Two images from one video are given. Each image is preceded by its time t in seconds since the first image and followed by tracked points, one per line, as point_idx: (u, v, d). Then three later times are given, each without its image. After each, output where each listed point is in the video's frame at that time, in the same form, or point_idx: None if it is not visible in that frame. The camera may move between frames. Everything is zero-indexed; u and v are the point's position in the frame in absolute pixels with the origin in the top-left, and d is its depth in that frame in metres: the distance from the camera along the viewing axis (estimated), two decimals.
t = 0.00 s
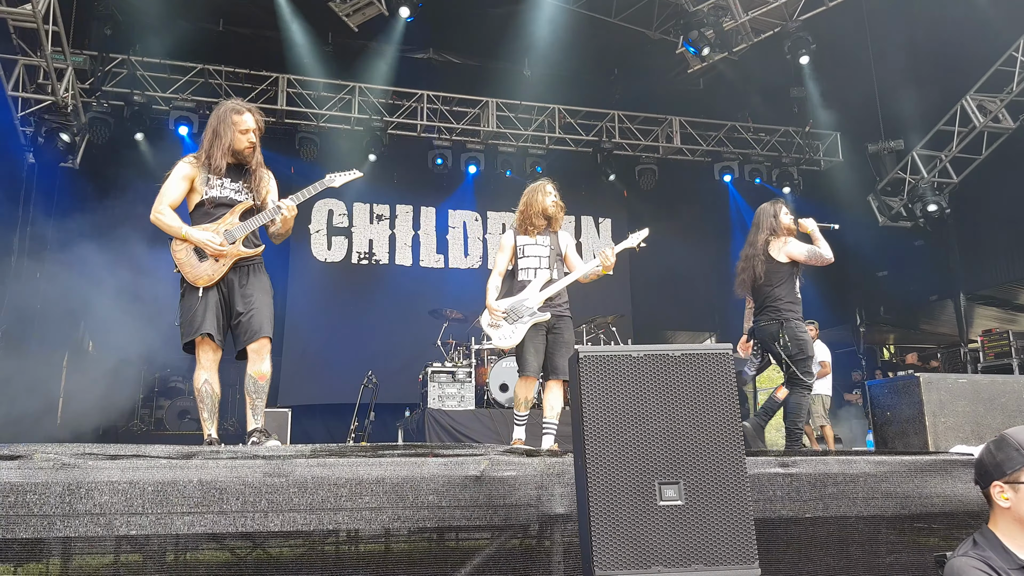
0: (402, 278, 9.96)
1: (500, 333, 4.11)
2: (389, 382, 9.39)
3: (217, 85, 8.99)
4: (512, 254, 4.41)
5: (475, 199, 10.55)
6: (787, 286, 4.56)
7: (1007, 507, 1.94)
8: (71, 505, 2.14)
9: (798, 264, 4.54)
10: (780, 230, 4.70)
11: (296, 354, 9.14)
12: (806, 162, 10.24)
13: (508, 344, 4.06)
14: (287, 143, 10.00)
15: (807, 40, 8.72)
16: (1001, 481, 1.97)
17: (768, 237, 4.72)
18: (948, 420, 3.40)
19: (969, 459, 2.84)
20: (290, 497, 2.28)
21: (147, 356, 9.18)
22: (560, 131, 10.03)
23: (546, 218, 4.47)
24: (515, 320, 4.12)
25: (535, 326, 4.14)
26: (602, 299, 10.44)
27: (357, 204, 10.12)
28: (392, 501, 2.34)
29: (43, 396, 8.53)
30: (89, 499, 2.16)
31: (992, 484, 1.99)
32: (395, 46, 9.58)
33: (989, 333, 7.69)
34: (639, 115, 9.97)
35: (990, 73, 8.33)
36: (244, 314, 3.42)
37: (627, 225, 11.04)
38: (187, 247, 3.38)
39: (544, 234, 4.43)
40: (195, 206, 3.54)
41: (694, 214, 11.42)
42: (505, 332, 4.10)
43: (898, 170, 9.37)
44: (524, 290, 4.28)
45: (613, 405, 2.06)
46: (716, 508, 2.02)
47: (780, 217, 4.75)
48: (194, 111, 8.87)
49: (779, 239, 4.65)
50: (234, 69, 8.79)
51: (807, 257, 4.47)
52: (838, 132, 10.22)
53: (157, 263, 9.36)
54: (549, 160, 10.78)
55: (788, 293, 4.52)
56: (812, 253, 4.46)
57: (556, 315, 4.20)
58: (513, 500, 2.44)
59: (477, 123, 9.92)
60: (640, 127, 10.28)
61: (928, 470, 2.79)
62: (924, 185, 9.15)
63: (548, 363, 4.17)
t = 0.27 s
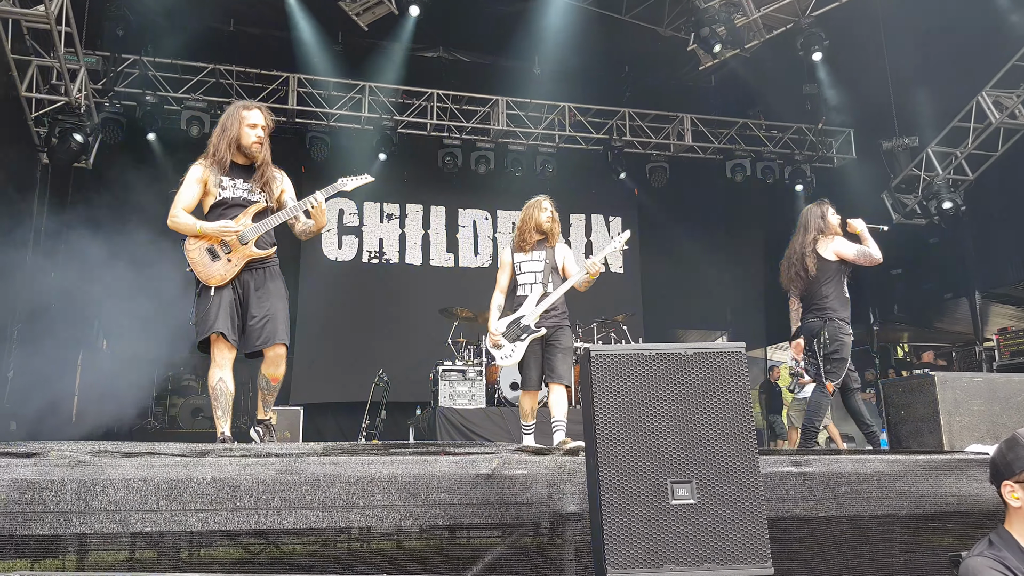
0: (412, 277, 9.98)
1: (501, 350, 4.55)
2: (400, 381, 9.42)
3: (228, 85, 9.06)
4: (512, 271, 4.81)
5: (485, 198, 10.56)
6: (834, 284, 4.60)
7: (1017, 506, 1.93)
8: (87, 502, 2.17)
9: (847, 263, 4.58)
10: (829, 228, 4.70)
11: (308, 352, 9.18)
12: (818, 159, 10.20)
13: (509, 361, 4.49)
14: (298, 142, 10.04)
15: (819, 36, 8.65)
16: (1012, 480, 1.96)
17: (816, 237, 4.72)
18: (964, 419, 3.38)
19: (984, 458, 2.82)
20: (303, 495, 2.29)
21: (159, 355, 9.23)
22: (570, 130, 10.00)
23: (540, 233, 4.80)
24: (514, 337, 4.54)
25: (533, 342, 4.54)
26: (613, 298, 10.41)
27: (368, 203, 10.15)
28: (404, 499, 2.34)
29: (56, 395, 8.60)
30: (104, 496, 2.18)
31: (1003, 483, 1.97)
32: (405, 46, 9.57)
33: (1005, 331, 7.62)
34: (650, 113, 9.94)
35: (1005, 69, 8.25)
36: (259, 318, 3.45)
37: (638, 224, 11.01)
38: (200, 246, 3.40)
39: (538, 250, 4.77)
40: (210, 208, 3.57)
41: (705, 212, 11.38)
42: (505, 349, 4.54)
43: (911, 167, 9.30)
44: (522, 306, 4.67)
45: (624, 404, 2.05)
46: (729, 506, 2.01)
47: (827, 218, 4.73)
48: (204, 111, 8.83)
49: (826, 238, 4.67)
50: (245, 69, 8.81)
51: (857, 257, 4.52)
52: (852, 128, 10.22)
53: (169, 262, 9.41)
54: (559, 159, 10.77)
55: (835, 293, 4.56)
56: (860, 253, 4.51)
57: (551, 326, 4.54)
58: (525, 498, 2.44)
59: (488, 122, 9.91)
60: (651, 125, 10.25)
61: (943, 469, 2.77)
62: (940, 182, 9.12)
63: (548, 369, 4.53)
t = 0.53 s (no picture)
0: (418, 278, 9.98)
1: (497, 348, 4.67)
2: (405, 381, 9.42)
3: (236, 85, 9.07)
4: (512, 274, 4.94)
5: (491, 199, 10.55)
6: (876, 287, 4.86)
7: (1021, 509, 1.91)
8: (90, 501, 2.17)
9: (889, 266, 4.86)
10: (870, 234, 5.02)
11: (313, 352, 9.19)
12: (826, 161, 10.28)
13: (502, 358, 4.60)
14: (305, 142, 10.06)
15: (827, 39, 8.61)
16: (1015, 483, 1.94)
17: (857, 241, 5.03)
18: (971, 422, 3.36)
19: (991, 461, 2.80)
20: (307, 495, 2.29)
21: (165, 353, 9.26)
22: (577, 131, 9.99)
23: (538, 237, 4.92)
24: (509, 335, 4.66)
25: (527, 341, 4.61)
26: (619, 299, 10.39)
27: (374, 203, 10.19)
28: (409, 500, 2.34)
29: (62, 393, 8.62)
30: (107, 495, 2.18)
31: (1006, 486, 1.96)
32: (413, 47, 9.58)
33: (1012, 335, 7.57)
34: (657, 113, 9.92)
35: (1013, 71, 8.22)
36: (272, 323, 3.45)
37: (645, 225, 11.00)
38: (220, 250, 3.40)
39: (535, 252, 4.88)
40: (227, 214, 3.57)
41: (711, 213, 11.36)
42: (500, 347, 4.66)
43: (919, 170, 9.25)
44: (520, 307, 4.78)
45: (629, 405, 2.04)
46: (734, 508, 2.00)
47: (869, 223, 5.05)
48: (212, 111, 8.88)
49: (868, 242, 4.96)
50: (254, 69, 8.83)
51: (898, 260, 4.77)
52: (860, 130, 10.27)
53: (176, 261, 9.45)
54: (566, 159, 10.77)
55: (875, 295, 4.81)
56: (901, 257, 4.76)
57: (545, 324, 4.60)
58: (529, 500, 2.44)
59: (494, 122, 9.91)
60: (658, 126, 10.24)
61: (950, 472, 2.75)
62: (947, 185, 9.06)
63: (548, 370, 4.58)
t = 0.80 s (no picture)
0: (417, 279, 10.00)
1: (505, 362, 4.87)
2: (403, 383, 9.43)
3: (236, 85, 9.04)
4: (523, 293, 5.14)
5: (491, 201, 10.57)
6: (905, 287, 4.77)
7: (1012, 513, 1.92)
8: (86, 502, 2.18)
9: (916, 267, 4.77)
10: (897, 234, 4.90)
11: (311, 353, 9.20)
12: (824, 165, 10.26)
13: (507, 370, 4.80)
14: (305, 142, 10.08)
15: (824, 44, 8.66)
16: (1008, 487, 1.96)
17: (884, 242, 4.92)
18: (966, 426, 3.38)
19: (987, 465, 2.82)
20: (305, 497, 2.31)
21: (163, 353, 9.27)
22: (577, 133, 10.01)
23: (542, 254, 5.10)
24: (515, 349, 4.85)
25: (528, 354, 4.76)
26: (618, 303, 10.41)
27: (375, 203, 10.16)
28: (408, 503, 2.36)
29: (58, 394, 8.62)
30: (102, 497, 2.20)
31: (999, 490, 1.97)
32: (415, 49, 9.67)
33: (1008, 339, 7.59)
34: (657, 117, 9.94)
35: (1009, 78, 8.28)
36: (283, 332, 3.48)
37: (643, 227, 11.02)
38: (235, 262, 3.42)
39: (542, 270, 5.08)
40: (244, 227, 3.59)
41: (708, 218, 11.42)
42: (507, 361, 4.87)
43: (915, 175, 9.30)
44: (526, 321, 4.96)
45: (628, 408, 2.06)
46: (734, 512, 2.02)
47: (895, 224, 4.94)
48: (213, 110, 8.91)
49: (895, 244, 4.86)
50: (254, 69, 8.83)
51: (925, 261, 4.71)
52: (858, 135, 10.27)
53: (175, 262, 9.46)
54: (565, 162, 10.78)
55: (904, 293, 4.74)
56: (929, 257, 4.69)
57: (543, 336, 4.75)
58: (528, 502, 2.46)
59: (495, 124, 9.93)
60: (657, 129, 10.26)
61: (946, 477, 2.77)
62: (943, 191, 9.04)
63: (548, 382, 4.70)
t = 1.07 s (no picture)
0: (416, 285, 10.02)
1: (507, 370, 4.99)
2: (399, 389, 9.43)
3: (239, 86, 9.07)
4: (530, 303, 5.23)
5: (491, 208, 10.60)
6: (943, 309, 4.65)
7: (999, 530, 1.93)
8: (74, 506, 2.18)
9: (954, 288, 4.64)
10: (932, 253, 4.81)
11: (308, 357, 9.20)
12: (823, 181, 10.39)
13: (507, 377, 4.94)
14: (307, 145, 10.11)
15: (826, 60, 8.70)
16: (996, 504, 1.97)
17: (921, 262, 4.83)
18: (958, 443, 3.39)
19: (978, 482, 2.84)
20: (296, 502, 2.32)
21: (159, 354, 9.27)
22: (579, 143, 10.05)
23: (549, 265, 5.18)
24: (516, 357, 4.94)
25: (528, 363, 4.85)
26: (615, 312, 10.44)
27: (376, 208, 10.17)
28: (401, 510, 2.38)
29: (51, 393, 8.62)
30: (91, 500, 2.20)
31: (986, 507, 1.99)
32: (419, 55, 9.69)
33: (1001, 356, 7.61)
34: (658, 128, 9.99)
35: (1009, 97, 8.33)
36: (282, 333, 3.48)
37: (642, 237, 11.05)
38: (236, 264, 3.47)
39: (549, 280, 5.13)
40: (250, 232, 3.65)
41: (707, 229, 11.46)
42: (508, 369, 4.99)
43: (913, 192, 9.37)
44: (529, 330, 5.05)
45: (624, 418, 2.08)
46: (725, 523, 2.03)
47: (932, 243, 4.85)
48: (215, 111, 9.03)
49: (932, 262, 4.77)
50: (257, 70, 8.87)
51: (962, 282, 4.57)
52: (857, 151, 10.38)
53: (174, 263, 9.48)
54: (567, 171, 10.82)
55: (941, 314, 4.63)
56: (967, 278, 4.55)
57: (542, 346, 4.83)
58: (522, 510, 2.48)
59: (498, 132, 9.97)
60: (659, 140, 10.30)
61: (936, 492, 2.79)
62: (938, 209, 9.21)
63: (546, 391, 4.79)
